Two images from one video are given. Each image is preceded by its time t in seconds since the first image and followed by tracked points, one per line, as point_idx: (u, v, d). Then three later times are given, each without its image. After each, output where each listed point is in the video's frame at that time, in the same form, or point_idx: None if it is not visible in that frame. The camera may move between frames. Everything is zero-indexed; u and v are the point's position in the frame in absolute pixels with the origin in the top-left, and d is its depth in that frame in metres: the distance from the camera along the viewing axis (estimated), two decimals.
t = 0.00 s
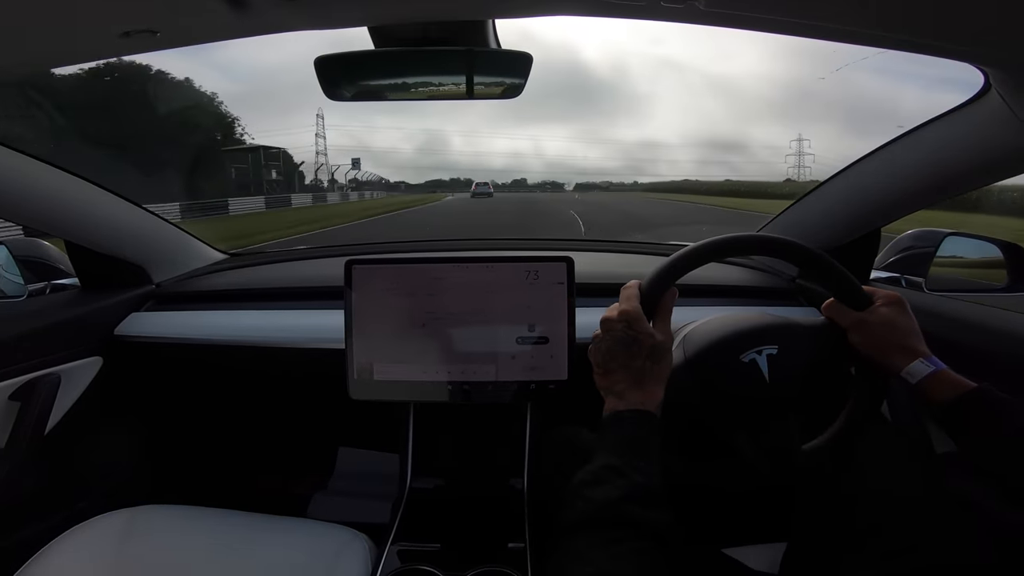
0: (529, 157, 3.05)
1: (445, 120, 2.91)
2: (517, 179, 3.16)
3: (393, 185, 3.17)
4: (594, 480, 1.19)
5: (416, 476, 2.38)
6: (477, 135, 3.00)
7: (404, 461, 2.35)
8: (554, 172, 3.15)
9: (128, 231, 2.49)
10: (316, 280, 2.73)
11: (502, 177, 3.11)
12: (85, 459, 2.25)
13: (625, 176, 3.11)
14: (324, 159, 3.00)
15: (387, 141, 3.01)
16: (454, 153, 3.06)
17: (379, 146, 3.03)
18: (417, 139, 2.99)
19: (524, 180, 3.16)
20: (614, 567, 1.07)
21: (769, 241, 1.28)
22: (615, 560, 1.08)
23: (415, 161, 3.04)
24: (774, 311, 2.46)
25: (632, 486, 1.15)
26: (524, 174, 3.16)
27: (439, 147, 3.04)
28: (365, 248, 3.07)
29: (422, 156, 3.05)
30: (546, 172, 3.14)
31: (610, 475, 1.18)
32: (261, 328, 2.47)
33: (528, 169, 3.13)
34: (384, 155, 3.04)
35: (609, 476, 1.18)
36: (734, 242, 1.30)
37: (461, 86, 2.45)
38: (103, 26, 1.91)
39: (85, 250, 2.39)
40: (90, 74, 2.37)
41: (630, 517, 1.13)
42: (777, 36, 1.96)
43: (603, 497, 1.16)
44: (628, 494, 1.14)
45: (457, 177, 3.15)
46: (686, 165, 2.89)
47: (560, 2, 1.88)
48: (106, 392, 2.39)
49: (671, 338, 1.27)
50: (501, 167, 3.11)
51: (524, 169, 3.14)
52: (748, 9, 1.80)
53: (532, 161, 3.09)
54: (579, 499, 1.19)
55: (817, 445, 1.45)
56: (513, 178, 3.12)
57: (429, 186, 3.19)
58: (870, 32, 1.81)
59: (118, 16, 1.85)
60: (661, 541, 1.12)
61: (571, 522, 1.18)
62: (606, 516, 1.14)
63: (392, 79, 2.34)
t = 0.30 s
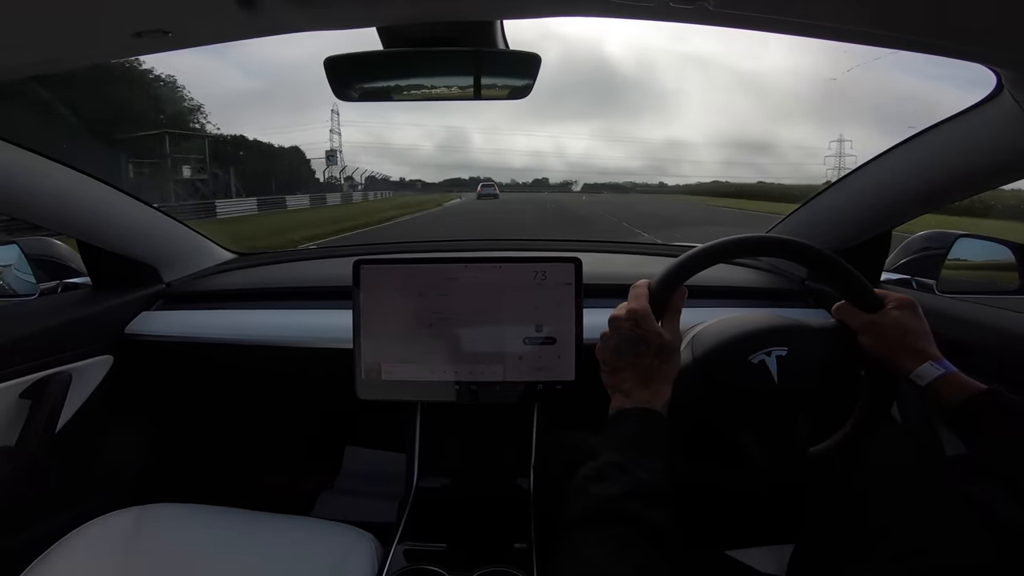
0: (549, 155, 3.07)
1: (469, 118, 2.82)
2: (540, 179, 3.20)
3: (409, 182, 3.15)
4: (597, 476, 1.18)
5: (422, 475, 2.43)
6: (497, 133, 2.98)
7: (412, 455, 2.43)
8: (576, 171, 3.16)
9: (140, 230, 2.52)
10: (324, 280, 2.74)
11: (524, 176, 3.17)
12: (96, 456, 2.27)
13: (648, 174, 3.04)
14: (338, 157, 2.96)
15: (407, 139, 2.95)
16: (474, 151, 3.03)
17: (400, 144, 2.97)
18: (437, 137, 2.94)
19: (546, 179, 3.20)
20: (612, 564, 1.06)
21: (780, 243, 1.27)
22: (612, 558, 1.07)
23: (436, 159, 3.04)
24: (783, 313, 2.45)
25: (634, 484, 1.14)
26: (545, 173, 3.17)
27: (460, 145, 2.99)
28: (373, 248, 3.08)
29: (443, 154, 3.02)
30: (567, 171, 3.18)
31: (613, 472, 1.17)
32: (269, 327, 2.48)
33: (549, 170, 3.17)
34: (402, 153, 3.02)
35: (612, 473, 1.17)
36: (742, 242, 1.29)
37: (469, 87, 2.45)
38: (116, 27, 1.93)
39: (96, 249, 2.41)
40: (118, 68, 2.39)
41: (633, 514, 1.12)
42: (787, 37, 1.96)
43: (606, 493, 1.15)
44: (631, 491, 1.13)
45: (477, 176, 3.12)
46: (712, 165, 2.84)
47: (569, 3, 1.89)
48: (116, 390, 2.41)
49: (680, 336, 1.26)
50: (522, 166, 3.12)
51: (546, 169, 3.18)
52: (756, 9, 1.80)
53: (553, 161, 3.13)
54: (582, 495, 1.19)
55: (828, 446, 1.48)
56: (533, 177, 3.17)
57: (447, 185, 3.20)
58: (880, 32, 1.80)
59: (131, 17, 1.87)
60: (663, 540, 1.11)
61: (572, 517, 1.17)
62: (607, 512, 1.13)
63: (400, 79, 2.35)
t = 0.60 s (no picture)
0: (569, 152, 2.96)
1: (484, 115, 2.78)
2: (559, 178, 3.06)
3: (422, 180, 3.04)
4: (597, 479, 1.17)
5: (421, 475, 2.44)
6: (517, 129, 2.91)
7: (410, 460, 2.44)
8: (598, 171, 2.98)
9: (145, 225, 2.53)
10: (327, 277, 2.74)
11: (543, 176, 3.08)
12: (98, 448, 2.28)
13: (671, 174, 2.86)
14: (351, 152, 2.93)
15: (427, 136, 2.92)
16: (493, 149, 2.98)
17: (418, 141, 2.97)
18: (457, 134, 2.90)
19: (567, 179, 3.05)
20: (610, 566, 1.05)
21: (784, 246, 1.27)
22: (610, 560, 1.06)
23: (456, 157, 2.93)
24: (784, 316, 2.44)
25: (633, 487, 1.14)
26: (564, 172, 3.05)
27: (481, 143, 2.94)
28: (376, 245, 3.08)
29: (465, 152, 2.94)
30: (589, 171, 2.99)
31: (613, 475, 1.16)
32: (273, 323, 2.48)
33: (570, 170, 3.02)
34: (422, 150, 2.98)
35: (611, 476, 1.16)
36: (745, 245, 1.28)
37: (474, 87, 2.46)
38: (124, 23, 1.94)
39: (102, 243, 2.42)
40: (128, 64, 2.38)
41: (631, 517, 1.11)
42: (793, 38, 1.96)
43: (605, 496, 1.14)
44: (631, 494, 1.13)
45: (494, 173, 3.14)
46: (734, 165, 2.71)
47: (577, 3, 1.89)
48: (119, 383, 2.42)
49: (682, 339, 1.26)
50: (541, 164, 3.06)
51: (564, 167, 3.03)
52: (763, 10, 1.79)
53: (574, 157, 2.97)
54: (583, 497, 1.18)
55: (828, 449, 1.46)
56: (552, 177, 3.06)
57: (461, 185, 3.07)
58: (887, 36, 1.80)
59: (139, 14, 1.89)
60: (662, 544, 1.11)
61: (572, 520, 1.17)
62: (606, 514, 1.13)
63: (406, 77, 2.35)
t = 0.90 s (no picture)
0: (589, 150, 2.98)
1: (503, 112, 2.78)
2: (579, 177, 3.03)
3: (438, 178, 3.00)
4: (601, 483, 1.17)
5: (424, 475, 2.45)
6: (535, 125, 2.93)
7: (415, 458, 2.44)
8: (617, 171, 2.95)
9: (151, 226, 2.54)
10: (330, 279, 2.75)
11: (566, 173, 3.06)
12: (103, 449, 2.29)
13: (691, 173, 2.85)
14: (363, 148, 2.89)
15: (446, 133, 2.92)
16: (512, 146, 2.99)
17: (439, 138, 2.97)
18: (476, 131, 2.90)
19: (586, 177, 3.02)
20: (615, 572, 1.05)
21: (788, 247, 1.26)
22: (613, 564, 1.05)
23: (475, 155, 2.97)
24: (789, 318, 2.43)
25: (637, 491, 1.13)
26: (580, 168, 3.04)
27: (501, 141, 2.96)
28: (380, 248, 3.08)
29: (484, 149, 2.97)
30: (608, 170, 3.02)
31: (617, 479, 1.16)
32: (275, 325, 2.49)
33: (591, 167, 3.00)
34: (441, 148, 2.97)
35: (616, 480, 1.16)
36: (750, 246, 1.28)
37: (477, 89, 2.46)
38: (129, 26, 1.96)
39: (108, 246, 2.44)
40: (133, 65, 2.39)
41: (636, 522, 1.10)
42: (794, 39, 1.97)
43: (610, 501, 1.14)
44: (635, 498, 1.12)
45: (514, 169, 3.13)
46: (759, 164, 2.69)
47: (580, 4, 1.90)
48: (124, 385, 2.43)
49: (684, 346, 1.25)
50: (561, 162, 3.04)
51: (586, 165, 3.01)
52: (765, 10, 1.80)
53: (595, 156, 2.99)
54: (587, 501, 1.18)
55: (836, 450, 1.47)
56: (573, 175, 3.02)
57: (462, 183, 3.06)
58: (888, 35, 1.81)
59: (144, 16, 1.90)
60: (667, 548, 1.10)
61: (576, 524, 1.17)
62: (609, 519, 1.12)
63: (409, 78, 2.36)
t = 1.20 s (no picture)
0: (609, 148, 2.92)
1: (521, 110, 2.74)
2: (600, 175, 2.98)
3: (450, 175, 3.06)
4: (601, 482, 1.18)
5: (428, 476, 2.45)
6: (554, 120, 2.88)
7: (418, 459, 2.44)
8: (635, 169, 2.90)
9: (155, 228, 2.55)
10: (334, 280, 2.75)
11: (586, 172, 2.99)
12: (108, 449, 2.30)
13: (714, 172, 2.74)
14: (375, 143, 2.92)
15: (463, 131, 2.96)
16: (532, 142, 2.95)
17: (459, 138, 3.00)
18: (495, 128, 2.90)
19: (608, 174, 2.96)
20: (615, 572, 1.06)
21: (794, 248, 1.25)
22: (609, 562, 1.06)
23: (493, 152, 2.97)
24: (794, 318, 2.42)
25: (637, 492, 1.14)
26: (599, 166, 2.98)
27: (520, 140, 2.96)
28: (383, 249, 3.08)
29: (503, 145, 2.96)
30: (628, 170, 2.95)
31: (616, 479, 1.17)
32: (278, 326, 2.49)
33: (611, 165, 2.94)
34: (461, 146, 2.97)
35: (615, 480, 1.17)
36: (755, 245, 1.27)
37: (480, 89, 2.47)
38: (133, 28, 1.97)
39: (114, 247, 2.45)
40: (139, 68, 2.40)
41: (634, 521, 1.11)
42: (797, 37, 1.97)
43: (609, 500, 1.14)
44: (634, 498, 1.13)
45: (535, 167, 3.09)
46: (788, 163, 2.58)
47: (585, 4, 1.90)
48: (129, 386, 2.44)
49: (689, 342, 1.23)
50: (581, 161, 2.99)
51: (606, 163, 2.95)
52: (769, 9, 1.79)
53: (614, 153, 2.93)
54: (586, 501, 1.19)
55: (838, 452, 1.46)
56: (595, 173, 2.97)
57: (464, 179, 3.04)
58: (891, 32, 1.81)
59: (148, 18, 1.91)
60: (666, 547, 1.10)
61: (577, 523, 1.17)
62: (609, 518, 1.13)
63: (413, 79, 2.36)
